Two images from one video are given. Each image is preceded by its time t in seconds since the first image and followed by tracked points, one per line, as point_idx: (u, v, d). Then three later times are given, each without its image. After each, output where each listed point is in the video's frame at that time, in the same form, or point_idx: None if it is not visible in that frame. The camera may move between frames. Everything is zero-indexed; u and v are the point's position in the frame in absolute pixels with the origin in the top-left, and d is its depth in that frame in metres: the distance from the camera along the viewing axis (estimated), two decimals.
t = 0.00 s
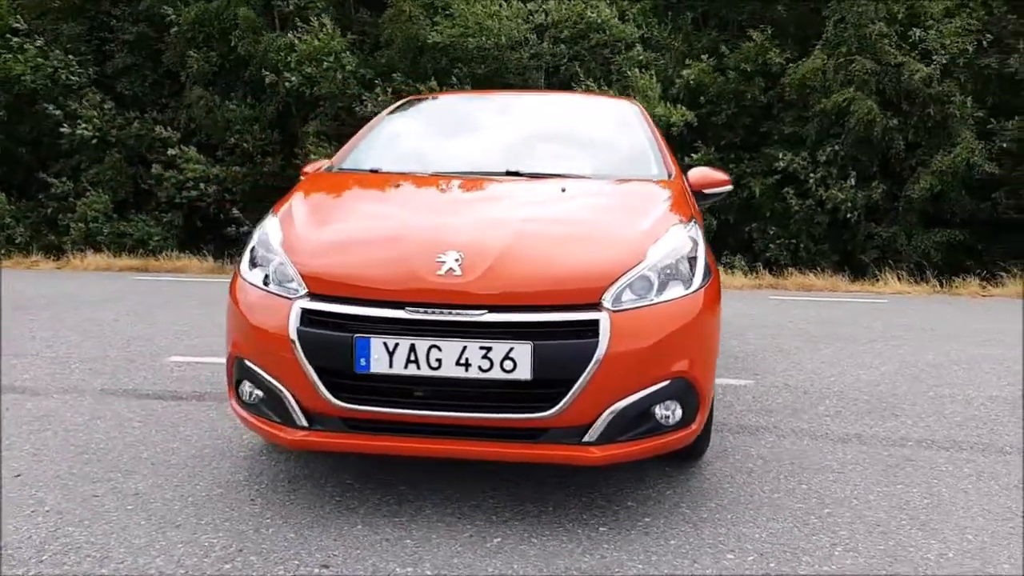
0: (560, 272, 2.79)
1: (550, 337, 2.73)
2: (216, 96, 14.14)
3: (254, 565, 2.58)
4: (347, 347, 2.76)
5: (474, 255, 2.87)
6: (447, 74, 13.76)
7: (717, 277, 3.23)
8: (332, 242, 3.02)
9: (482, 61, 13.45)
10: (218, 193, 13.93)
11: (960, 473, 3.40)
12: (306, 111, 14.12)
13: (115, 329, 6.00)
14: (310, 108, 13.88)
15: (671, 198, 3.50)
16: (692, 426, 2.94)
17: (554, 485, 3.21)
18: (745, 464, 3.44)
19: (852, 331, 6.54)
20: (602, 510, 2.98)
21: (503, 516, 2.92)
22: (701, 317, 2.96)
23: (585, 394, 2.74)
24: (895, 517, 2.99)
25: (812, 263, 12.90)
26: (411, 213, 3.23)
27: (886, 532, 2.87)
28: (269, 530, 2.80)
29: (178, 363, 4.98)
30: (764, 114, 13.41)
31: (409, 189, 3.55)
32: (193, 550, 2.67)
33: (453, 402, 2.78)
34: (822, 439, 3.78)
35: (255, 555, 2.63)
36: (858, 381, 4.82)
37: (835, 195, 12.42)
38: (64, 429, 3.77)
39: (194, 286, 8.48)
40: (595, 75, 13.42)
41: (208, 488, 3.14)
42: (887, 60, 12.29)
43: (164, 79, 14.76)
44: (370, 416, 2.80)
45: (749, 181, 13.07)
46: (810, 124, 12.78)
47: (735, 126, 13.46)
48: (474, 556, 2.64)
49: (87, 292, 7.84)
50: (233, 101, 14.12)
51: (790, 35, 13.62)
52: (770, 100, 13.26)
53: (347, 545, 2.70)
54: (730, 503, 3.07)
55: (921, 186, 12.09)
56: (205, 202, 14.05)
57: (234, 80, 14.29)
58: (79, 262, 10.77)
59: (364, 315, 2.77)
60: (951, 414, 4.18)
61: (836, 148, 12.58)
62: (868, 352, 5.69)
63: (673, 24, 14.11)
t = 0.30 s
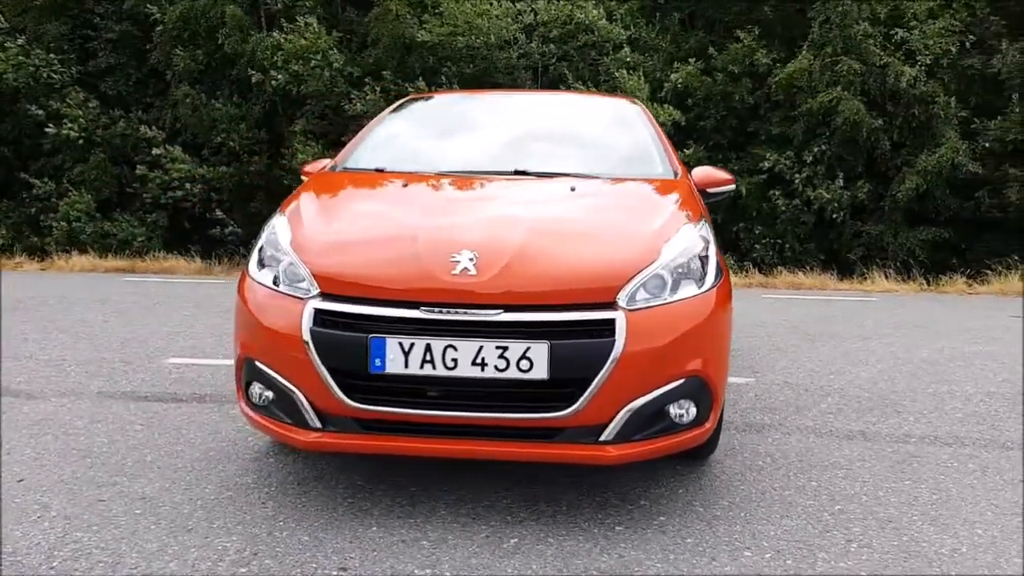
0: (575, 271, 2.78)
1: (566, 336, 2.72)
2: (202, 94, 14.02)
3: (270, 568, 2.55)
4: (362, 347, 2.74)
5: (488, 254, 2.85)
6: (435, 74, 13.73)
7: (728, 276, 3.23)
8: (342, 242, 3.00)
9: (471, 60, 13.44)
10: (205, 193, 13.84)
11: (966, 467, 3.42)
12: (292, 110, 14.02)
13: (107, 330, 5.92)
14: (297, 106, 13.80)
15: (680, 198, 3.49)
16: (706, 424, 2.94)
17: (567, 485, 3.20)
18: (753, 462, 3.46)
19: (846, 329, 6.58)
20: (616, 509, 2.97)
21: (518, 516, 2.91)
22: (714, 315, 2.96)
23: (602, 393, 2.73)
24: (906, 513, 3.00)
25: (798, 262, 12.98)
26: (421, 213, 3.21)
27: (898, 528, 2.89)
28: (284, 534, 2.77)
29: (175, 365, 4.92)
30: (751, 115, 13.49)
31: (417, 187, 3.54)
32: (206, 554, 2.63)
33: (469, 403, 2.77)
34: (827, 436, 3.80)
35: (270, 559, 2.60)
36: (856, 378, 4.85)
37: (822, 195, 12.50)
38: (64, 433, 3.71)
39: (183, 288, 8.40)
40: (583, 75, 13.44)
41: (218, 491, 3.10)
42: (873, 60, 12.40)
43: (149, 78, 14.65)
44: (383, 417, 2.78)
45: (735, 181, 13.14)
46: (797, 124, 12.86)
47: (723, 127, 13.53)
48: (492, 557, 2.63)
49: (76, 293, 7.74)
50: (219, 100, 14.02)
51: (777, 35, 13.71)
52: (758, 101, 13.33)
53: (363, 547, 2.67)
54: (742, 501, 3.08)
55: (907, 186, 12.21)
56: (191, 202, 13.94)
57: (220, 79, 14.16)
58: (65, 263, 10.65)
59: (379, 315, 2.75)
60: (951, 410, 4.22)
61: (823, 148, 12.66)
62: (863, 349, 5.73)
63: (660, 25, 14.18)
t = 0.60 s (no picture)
0: (583, 271, 2.78)
1: (576, 336, 2.72)
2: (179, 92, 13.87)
3: (281, 572, 2.52)
4: (370, 349, 2.72)
5: (497, 254, 2.85)
6: (416, 73, 13.69)
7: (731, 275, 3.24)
8: (347, 242, 2.97)
9: (452, 60, 13.43)
10: (183, 194, 13.74)
11: (962, 463, 3.47)
12: (271, 109, 13.89)
13: (92, 332, 5.84)
14: (276, 105, 13.69)
15: (683, 199, 3.49)
16: (713, 422, 2.96)
17: (572, 485, 3.19)
18: (755, 460, 3.48)
19: (833, 327, 6.65)
20: (623, 508, 2.98)
21: (527, 516, 2.91)
22: (720, 315, 2.97)
23: (612, 392, 2.73)
24: (908, 508, 3.04)
25: (778, 262, 13.09)
26: (424, 212, 3.19)
27: (902, 523, 2.92)
28: (291, 537, 2.74)
29: (165, 367, 4.85)
30: (731, 116, 13.58)
31: (419, 186, 3.54)
32: (214, 559, 2.60)
33: (478, 403, 2.76)
34: (825, 434, 3.83)
35: (280, 563, 2.58)
36: (848, 376, 4.90)
37: (801, 194, 12.62)
38: (56, 437, 3.65)
39: (166, 289, 8.31)
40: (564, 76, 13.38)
41: (221, 495, 3.06)
42: (850, 61, 12.55)
43: (124, 76, 14.51)
44: (392, 418, 2.77)
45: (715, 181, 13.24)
46: (777, 124, 12.96)
47: (704, 129, 13.60)
48: (503, 557, 2.63)
49: (56, 295, 7.64)
50: (196, 99, 13.89)
51: (756, 37, 13.84)
52: (737, 102, 13.44)
53: (373, 550, 2.66)
54: (747, 499, 3.09)
55: (885, 186, 12.38)
56: (169, 203, 13.84)
57: (199, 77, 14.03)
58: (40, 264, 10.48)
59: (387, 316, 2.73)
60: (943, 407, 4.28)
61: (803, 148, 12.78)
62: (852, 347, 5.79)
63: (640, 25, 14.27)
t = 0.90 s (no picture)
0: (594, 272, 2.78)
1: (589, 336, 2.72)
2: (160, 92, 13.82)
3: None
4: (383, 350, 2.71)
5: (509, 254, 2.84)
6: (400, 73, 13.65)
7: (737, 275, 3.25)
8: (356, 243, 2.96)
9: (437, 60, 13.38)
10: (165, 195, 13.72)
11: (963, 460, 3.52)
12: (253, 109, 13.80)
13: (83, 335, 5.78)
14: (260, 105, 13.61)
15: (688, 200, 3.50)
16: (722, 421, 2.97)
17: (581, 484, 3.20)
18: (760, 458, 3.50)
19: (824, 326, 6.71)
20: (634, 507, 2.99)
21: (538, 517, 2.91)
22: (728, 314, 2.98)
23: (625, 393, 2.74)
24: (914, 505, 3.08)
25: (762, 261, 13.18)
26: (431, 213, 3.18)
27: (909, 520, 2.95)
28: (304, 540, 2.72)
29: (161, 370, 4.81)
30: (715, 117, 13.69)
31: (424, 186, 3.54)
32: (227, 564, 2.58)
33: (491, 404, 2.76)
34: (827, 431, 3.86)
35: (294, 566, 2.56)
36: (843, 374, 4.95)
37: (786, 194, 12.71)
38: (56, 442, 3.60)
39: (154, 291, 8.25)
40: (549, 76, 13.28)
41: (228, 499, 3.04)
42: (833, 62, 12.65)
43: (104, 76, 14.49)
44: (404, 420, 2.76)
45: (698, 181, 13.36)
46: (760, 125, 13.06)
47: (689, 130, 13.68)
48: (519, 558, 2.62)
49: (43, 296, 7.58)
50: (178, 98, 13.84)
51: (739, 37, 13.96)
52: (721, 103, 13.55)
53: (388, 552, 2.65)
54: (755, 496, 3.11)
55: (868, 186, 12.51)
56: (152, 204, 13.82)
57: (180, 76, 14.05)
58: (20, 266, 10.35)
59: (400, 317, 2.72)
60: (939, 404, 4.33)
61: (786, 149, 12.86)
62: (845, 345, 5.85)
63: (623, 26, 14.38)
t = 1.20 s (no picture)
0: (606, 274, 2.80)
1: (603, 338, 2.73)
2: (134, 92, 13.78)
3: None
4: (398, 353, 2.71)
5: (520, 256, 2.85)
6: (380, 73, 13.61)
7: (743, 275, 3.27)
8: (365, 244, 2.95)
9: (417, 60, 13.34)
10: (142, 195, 13.62)
11: (959, 455, 3.59)
12: (231, 108, 13.73)
13: (69, 338, 5.70)
14: (239, 104, 13.55)
15: (692, 202, 3.52)
16: (731, 421, 3.00)
17: (588, 483, 3.22)
18: (764, 456, 3.54)
19: (810, 324, 6.80)
20: (645, 507, 3.01)
21: (551, 518, 2.92)
22: (736, 315, 3.01)
23: (639, 393, 2.75)
24: (916, 500, 3.13)
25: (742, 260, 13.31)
26: (439, 214, 3.18)
27: (914, 515, 3.00)
28: (318, 545, 2.71)
29: (153, 374, 4.74)
30: (693, 118, 13.84)
31: (429, 187, 3.53)
32: (242, 570, 2.55)
33: (505, 406, 2.76)
34: (824, 429, 3.92)
35: (311, 571, 2.54)
36: (835, 372, 5.02)
37: (765, 195, 12.85)
38: (53, 448, 3.55)
39: (137, 293, 8.15)
40: (531, 76, 13.24)
41: (237, 504, 3.01)
42: (810, 64, 12.79)
43: (78, 76, 14.40)
44: (419, 422, 2.75)
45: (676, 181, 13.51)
46: (739, 126, 13.18)
47: (668, 131, 13.83)
48: (536, 560, 2.63)
49: (24, 298, 7.47)
50: (153, 97, 13.77)
51: (717, 39, 14.15)
52: (699, 104, 13.70)
53: (404, 555, 2.64)
54: (762, 495, 3.15)
55: (846, 186, 12.70)
56: (128, 204, 13.68)
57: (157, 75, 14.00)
58: None
59: (415, 320, 2.71)
60: (931, 401, 4.41)
61: (764, 150, 12.97)
62: (833, 344, 5.92)
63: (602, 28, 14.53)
